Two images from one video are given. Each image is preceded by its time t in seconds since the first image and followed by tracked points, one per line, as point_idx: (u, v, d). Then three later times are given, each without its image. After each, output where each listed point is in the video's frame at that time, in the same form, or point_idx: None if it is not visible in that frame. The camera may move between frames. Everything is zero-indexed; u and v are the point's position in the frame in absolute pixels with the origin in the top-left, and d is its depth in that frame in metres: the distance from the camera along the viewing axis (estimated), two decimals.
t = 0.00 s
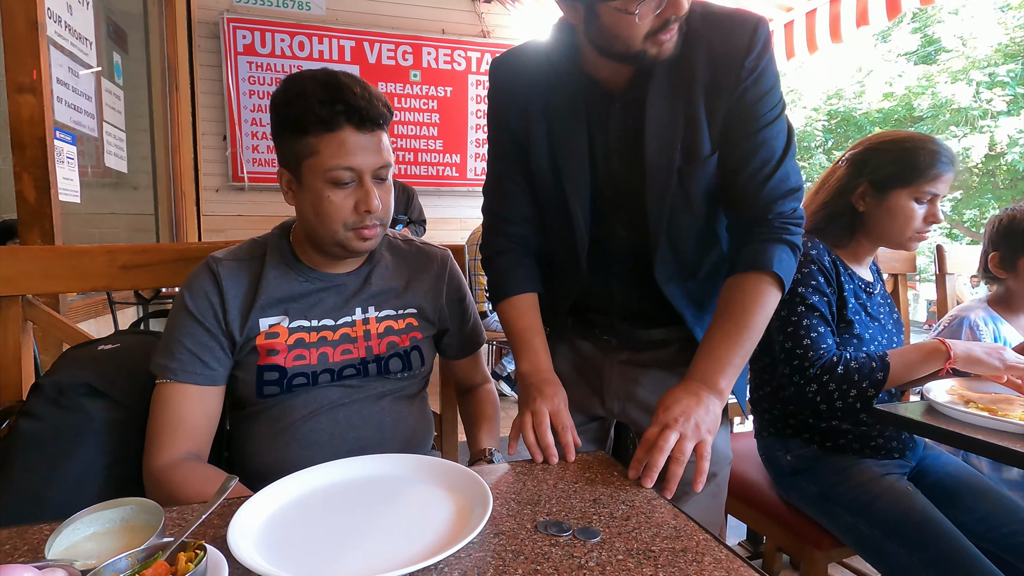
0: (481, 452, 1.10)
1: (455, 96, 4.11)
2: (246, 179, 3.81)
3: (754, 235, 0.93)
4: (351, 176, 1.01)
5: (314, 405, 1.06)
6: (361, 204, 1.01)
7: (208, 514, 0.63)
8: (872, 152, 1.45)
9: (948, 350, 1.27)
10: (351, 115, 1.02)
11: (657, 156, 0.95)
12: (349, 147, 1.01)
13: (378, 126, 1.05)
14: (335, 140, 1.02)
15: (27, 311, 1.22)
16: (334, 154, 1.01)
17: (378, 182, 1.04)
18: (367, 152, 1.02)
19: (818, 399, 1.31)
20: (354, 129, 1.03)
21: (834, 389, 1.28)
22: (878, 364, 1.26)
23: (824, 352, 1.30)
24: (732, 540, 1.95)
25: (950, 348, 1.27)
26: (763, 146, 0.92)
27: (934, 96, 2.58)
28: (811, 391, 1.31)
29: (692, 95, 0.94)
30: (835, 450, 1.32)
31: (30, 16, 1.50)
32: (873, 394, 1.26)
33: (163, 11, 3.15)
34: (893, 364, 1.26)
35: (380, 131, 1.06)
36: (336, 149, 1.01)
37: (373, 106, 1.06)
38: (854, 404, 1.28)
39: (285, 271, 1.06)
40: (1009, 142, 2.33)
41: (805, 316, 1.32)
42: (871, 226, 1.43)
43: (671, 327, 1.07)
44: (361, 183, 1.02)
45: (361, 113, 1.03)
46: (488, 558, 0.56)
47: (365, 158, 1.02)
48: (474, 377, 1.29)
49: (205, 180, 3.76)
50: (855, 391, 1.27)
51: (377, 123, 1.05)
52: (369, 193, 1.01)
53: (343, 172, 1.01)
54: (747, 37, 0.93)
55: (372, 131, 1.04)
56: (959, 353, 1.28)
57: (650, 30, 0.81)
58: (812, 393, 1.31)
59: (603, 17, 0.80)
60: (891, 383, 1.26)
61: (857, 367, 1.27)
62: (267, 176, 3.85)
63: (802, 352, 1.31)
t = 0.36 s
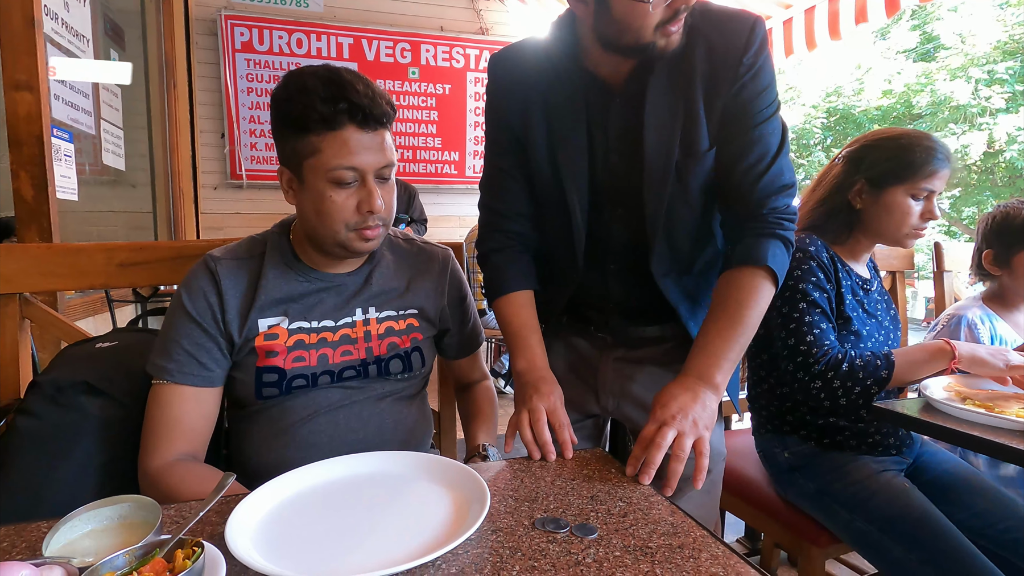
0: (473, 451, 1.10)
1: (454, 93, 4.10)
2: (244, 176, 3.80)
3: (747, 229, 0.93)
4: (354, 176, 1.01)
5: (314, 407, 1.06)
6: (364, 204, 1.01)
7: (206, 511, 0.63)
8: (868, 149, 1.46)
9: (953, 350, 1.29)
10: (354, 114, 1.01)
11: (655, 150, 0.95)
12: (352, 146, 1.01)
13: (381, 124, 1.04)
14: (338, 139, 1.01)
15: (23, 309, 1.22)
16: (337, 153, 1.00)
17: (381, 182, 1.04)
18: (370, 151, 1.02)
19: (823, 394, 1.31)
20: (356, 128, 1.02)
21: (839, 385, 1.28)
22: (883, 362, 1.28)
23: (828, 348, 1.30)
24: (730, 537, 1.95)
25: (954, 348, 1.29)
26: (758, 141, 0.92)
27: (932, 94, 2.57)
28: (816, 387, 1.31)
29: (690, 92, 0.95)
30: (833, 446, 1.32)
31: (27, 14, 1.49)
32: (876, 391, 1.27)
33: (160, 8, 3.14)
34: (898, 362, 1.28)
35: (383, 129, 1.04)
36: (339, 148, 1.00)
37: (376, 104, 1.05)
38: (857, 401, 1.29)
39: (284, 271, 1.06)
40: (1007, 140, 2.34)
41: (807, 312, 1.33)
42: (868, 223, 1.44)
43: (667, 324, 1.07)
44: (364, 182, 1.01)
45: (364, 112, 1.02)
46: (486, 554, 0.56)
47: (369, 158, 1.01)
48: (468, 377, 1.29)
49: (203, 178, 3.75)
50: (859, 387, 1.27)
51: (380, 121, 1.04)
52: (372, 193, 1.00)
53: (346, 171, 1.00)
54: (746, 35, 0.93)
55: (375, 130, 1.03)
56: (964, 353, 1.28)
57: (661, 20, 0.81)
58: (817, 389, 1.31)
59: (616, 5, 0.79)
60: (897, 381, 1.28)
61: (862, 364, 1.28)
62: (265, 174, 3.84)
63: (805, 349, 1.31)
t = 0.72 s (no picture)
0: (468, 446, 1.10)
1: (453, 91, 4.09)
2: (243, 175, 3.80)
3: (745, 226, 0.93)
4: (355, 176, 1.01)
5: (314, 407, 1.06)
6: (365, 203, 1.01)
7: (205, 509, 0.63)
8: (866, 147, 1.46)
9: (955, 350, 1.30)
10: (356, 112, 1.01)
11: (655, 146, 0.95)
12: (354, 145, 1.01)
13: (383, 123, 1.04)
14: (340, 137, 1.01)
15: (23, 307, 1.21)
16: (339, 152, 1.00)
17: (382, 182, 1.04)
18: (372, 150, 1.01)
19: (823, 392, 1.31)
20: (359, 127, 1.02)
21: (841, 384, 1.28)
22: (884, 361, 1.28)
23: (829, 347, 1.30)
24: (729, 535, 1.95)
25: (957, 348, 1.30)
26: (757, 138, 0.92)
27: (932, 92, 2.58)
28: (817, 385, 1.31)
29: (690, 89, 0.95)
30: (832, 445, 1.32)
31: (24, 11, 1.49)
32: (878, 389, 1.28)
33: (159, 6, 3.14)
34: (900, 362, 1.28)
35: (385, 128, 1.04)
36: (341, 147, 1.00)
37: (379, 102, 1.04)
38: (858, 399, 1.29)
39: (283, 270, 1.05)
40: (1007, 138, 2.34)
41: (807, 311, 1.33)
42: (867, 221, 1.44)
43: (667, 322, 1.07)
44: (366, 182, 1.01)
45: (366, 110, 1.02)
46: (485, 553, 0.56)
47: (371, 157, 1.01)
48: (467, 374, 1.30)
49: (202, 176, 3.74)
50: (861, 386, 1.28)
51: (383, 120, 1.04)
52: (373, 193, 1.00)
53: (348, 171, 1.00)
54: (744, 33, 0.93)
55: (378, 129, 1.03)
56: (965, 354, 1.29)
57: (662, 18, 0.81)
58: (818, 387, 1.31)
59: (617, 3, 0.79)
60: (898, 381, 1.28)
61: (864, 363, 1.28)
62: (263, 172, 3.84)
63: (806, 347, 1.32)
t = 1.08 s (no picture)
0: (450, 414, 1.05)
1: (451, 89, 4.09)
2: (241, 172, 3.79)
3: (744, 224, 0.93)
4: (356, 173, 1.00)
5: (313, 407, 1.06)
6: (366, 201, 1.00)
7: (204, 507, 0.63)
8: (865, 144, 1.46)
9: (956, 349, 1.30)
10: (357, 108, 1.01)
11: (655, 144, 0.95)
12: (356, 142, 1.00)
13: (385, 119, 1.03)
14: (341, 134, 1.00)
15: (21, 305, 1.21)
16: (340, 149, 0.99)
17: (383, 179, 1.03)
18: (373, 147, 1.01)
19: (822, 390, 1.31)
20: (360, 122, 1.01)
21: (841, 381, 1.28)
22: (884, 359, 1.28)
23: (829, 344, 1.31)
24: (728, 532, 1.96)
25: (958, 348, 1.29)
26: (756, 137, 0.92)
27: (931, 89, 2.59)
28: (816, 382, 1.31)
29: (689, 87, 0.95)
30: (831, 441, 1.33)
31: (20, 8, 1.48)
32: (877, 387, 1.28)
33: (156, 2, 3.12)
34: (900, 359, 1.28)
35: (387, 124, 1.04)
36: (342, 145, 0.99)
37: (380, 97, 1.04)
38: (858, 397, 1.29)
39: (282, 268, 1.05)
40: (1006, 136, 2.32)
41: (807, 308, 1.33)
42: (866, 218, 1.44)
43: (664, 319, 1.07)
44: (367, 180, 1.01)
45: (368, 106, 1.02)
46: (485, 549, 0.56)
47: (372, 155, 1.00)
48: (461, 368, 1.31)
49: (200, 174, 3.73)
50: (861, 383, 1.28)
51: (384, 116, 1.03)
52: (374, 190, 1.00)
53: (349, 169, 0.99)
54: (744, 32, 0.93)
55: (380, 124, 1.03)
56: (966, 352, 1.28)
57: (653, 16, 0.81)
58: (818, 385, 1.31)
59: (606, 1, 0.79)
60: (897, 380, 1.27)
61: (864, 361, 1.28)
62: (262, 169, 3.83)
63: (806, 345, 1.32)
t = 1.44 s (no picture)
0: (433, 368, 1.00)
1: (450, 86, 4.08)
2: (239, 170, 3.78)
3: (742, 224, 0.93)
4: (355, 172, 1.00)
5: (312, 407, 1.06)
6: (365, 200, 1.00)
7: (203, 505, 0.63)
8: (865, 141, 1.46)
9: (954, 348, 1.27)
10: (356, 106, 1.00)
11: (653, 144, 0.95)
12: (355, 141, 1.00)
13: (384, 118, 1.03)
14: (340, 133, 0.99)
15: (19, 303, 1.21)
16: (339, 148, 0.99)
17: (383, 178, 1.03)
18: (372, 146, 1.01)
19: (820, 388, 1.32)
20: (359, 121, 1.01)
21: (838, 380, 1.29)
22: (882, 358, 1.28)
23: (827, 343, 1.31)
24: (726, 529, 1.96)
25: (955, 346, 1.27)
26: (754, 137, 0.92)
27: (930, 87, 2.58)
28: (814, 380, 1.32)
29: (688, 86, 0.95)
30: (829, 438, 1.33)
31: (16, 5, 1.47)
32: (874, 385, 1.28)
33: None
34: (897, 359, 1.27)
35: (386, 123, 1.04)
36: (341, 144, 0.99)
37: (379, 96, 1.03)
38: (855, 395, 1.29)
39: (280, 267, 1.05)
40: (1004, 133, 2.33)
41: (806, 306, 1.33)
42: (866, 215, 1.44)
43: (661, 316, 1.07)
44: (366, 179, 1.01)
45: (367, 104, 1.01)
46: (484, 547, 0.57)
47: (372, 153, 1.00)
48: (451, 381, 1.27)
49: (198, 171, 3.73)
50: (858, 382, 1.28)
51: (383, 114, 1.03)
52: (373, 190, 0.99)
53: (348, 168, 0.99)
54: (743, 31, 0.93)
55: (379, 123, 1.02)
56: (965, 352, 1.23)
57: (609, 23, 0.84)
58: (816, 383, 1.32)
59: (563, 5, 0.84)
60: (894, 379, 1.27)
61: (862, 360, 1.28)
62: (261, 167, 3.82)
63: (804, 343, 1.32)
